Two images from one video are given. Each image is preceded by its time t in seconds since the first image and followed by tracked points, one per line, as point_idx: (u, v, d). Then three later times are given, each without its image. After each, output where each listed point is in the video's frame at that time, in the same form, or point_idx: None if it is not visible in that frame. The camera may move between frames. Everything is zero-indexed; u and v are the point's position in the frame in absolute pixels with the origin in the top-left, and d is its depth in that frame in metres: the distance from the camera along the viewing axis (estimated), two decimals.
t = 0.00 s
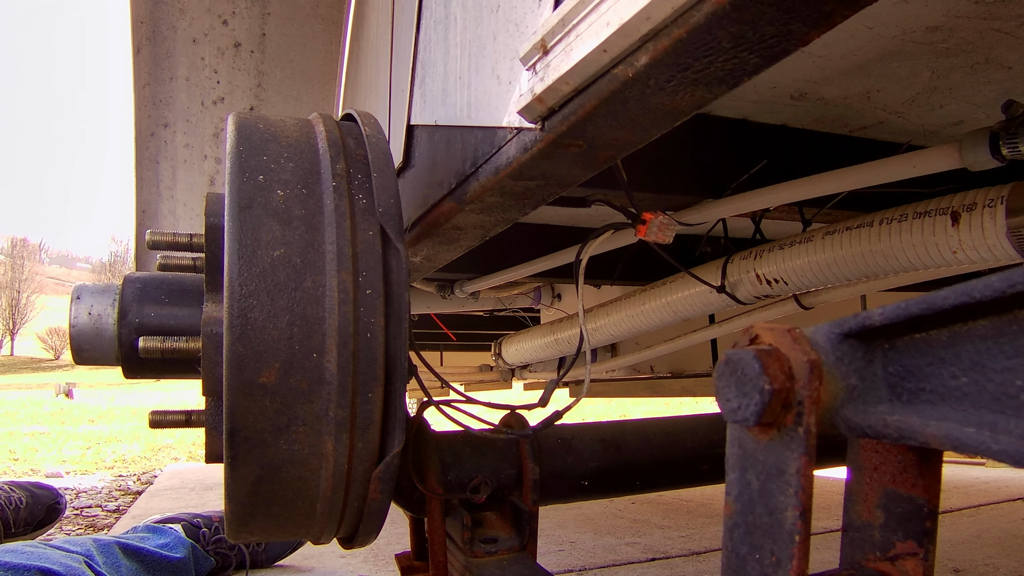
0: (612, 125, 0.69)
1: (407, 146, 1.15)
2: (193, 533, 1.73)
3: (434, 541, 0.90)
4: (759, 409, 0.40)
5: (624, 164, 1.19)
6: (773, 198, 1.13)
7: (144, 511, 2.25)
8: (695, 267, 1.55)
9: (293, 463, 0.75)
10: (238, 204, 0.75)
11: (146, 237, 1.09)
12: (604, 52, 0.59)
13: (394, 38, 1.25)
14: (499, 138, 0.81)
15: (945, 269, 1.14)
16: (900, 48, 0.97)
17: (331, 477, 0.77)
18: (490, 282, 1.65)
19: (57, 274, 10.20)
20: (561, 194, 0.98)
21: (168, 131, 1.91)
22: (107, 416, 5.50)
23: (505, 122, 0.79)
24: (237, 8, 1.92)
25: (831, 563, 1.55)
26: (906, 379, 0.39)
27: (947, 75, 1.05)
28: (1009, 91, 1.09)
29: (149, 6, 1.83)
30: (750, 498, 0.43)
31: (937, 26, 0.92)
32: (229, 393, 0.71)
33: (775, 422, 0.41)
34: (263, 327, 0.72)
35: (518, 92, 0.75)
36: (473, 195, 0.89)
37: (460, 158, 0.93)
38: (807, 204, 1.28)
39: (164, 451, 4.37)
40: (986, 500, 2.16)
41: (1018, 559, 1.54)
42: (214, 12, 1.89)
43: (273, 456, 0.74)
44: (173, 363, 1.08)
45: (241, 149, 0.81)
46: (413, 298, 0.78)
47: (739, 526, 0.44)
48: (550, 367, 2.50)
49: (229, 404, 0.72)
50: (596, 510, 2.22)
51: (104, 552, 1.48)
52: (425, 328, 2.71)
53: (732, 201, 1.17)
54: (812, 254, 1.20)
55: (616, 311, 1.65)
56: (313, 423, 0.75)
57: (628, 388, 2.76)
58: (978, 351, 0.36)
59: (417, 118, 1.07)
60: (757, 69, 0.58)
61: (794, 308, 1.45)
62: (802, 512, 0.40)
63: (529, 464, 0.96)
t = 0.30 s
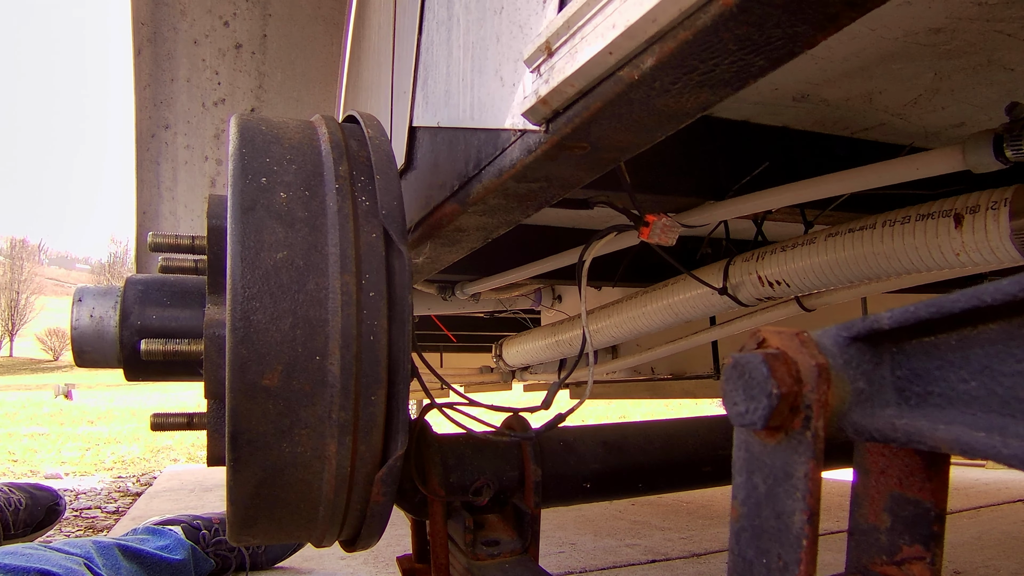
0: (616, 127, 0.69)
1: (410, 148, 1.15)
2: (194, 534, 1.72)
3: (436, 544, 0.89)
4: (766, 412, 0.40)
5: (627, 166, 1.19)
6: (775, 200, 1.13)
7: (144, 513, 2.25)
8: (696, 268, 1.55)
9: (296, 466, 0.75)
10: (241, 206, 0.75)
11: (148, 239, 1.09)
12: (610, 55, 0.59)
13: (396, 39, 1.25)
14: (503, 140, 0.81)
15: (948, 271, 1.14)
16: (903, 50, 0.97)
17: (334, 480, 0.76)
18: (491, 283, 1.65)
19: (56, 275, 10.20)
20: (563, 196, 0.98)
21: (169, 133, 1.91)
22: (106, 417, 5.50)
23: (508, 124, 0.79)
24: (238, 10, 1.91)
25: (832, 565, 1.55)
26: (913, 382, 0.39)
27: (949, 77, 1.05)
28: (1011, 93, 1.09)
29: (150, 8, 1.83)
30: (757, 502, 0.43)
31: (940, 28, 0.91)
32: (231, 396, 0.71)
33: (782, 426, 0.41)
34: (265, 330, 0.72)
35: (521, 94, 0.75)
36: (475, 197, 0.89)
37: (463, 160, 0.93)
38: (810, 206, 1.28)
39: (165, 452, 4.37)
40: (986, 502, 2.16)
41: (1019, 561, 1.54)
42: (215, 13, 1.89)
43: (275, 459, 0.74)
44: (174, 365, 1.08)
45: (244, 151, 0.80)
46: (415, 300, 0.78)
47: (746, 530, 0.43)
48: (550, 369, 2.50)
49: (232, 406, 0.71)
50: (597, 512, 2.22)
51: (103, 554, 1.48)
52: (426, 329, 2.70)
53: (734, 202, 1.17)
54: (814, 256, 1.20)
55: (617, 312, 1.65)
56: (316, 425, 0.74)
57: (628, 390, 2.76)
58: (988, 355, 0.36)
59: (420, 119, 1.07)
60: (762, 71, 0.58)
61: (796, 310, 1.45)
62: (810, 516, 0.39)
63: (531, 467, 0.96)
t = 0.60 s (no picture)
0: (616, 129, 0.69)
1: (410, 149, 1.15)
2: (194, 535, 1.72)
3: (437, 545, 0.89)
4: (766, 414, 0.40)
5: (627, 167, 1.19)
6: (776, 201, 1.13)
7: (144, 514, 2.25)
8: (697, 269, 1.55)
9: (297, 467, 0.75)
10: (241, 207, 0.75)
11: (148, 240, 1.10)
12: (610, 56, 0.59)
13: (396, 40, 1.26)
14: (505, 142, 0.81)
15: (947, 272, 1.14)
16: (903, 51, 0.97)
17: (334, 481, 0.77)
18: (492, 284, 1.65)
19: (56, 276, 10.21)
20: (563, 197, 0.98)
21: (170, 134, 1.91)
22: (106, 418, 5.50)
23: (508, 125, 0.79)
24: (238, 11, 1.91)
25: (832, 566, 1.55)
26: (914, 384, 0.39)
27: (950, 78, 1.05)
28: (1012, 94, 1.09)
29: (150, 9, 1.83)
30: (757, 504, 0.43)
31: (941, 29, 0.91)
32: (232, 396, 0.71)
33: (783, 427, 0.41)
34: (265, 331, 0.72)
35: (522, 95, 0.75)
36: (476, 198, 0.89)
37: (463, 161, 0.92)
38: (810, 207, 1.28)
39: (165, 452, 4.38)
40: (987, 503, 2.16)
41: (1020, 562, 1.54)
42: (216, 14, 1.89)
43: (276, 460, 0.73)
44: (174, 367, 1.09)
45: (244, 152, 0.81)
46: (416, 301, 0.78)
47: (746, 532, 0.43)
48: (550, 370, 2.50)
49: (232, 407, 0.71)
50: (597, 513, 2.22)
51: (104, 555, 1.48)
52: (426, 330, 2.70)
53: (735, 204, 1.17)
54: (815, 257, 1.19)
55: (618, 313, 1.65)
56: (316, 427, 0.74)
57: (628, 391, 2.76)
58: (988, 356, 0.35)
59: (420, 121, 1.07)
60: (762, 73, 0.58)
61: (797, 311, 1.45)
62: (810, 518, 0.39)
63: (532, 468, 0.96)
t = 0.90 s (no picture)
0: (616, 129, 0.69)
1: (411, 149, 1.15)
2: (193, 536, 1.72)
3: (437, 546, 0.89)
4: (766, 416, 0.39)
5: (627, 168, 1.19)
6: (776, 202, 1.13)
7: (144, 514, 2.25)
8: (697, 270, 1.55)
9: (297, 468, 0.75)
10: (241, 207, 0.75)
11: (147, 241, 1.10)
12: (610, 56, 0.59)
13: (396, 41, 1.26)
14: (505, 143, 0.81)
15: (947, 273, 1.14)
16: (903, 52, 0.97)
17: (334, 482, 0.76)
18: (492, 284, 1.65)
19: (56, 276, 10.21)
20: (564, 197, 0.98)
21: (170, 134, 1.91)
22: (106, 419, 5.50)
23: (508, 126, 0.78)
24: (238, 11, 1.91)
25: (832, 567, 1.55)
26: (915, 386, 0.39)
27: (950, 79, 1.05)
28: (1012, 95, 1.09)
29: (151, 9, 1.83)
30: (757, 505, 0.43)
31: (941, 30, 0.91)
32: (231, 397, 0.71)
33: (782, 429, 0.41)
34: (265, 331, 0.72)
35: (522, 96, 0.74)
36: (476, 199, 0.89)
37: (463, 162, 0.92)
38: (810, 208, 1.27)
39: (165, 453, 4.38)
40: (987, 504, 2.16)
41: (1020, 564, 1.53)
42: (216, 15, 1.89)
43: (275, 461, 0.73)
44: (174, 367, 1.08)
45: (244, 152, 0.81)
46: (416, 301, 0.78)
47: (746, 533, 0.43)
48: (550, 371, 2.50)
49: (231, 408, 0.71)
50: (597, 514, 2.22)
51: (103, 556, 1.48)
52: (426, 331, 2.70)
53: (735, 204, 1.17)
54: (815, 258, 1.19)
55: (618, 315, 1.65)
56: (316, 428, 0.74)
57: (628, 392, 2.76)
58: (989, 357, 0.35)
59: (421, 121, 1.07)
60: (762, 73, 0.58)
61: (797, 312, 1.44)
62: (810, 519, 0.39)
63: (531, 468, 0.96)
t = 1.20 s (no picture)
0: (619, 131, 0.69)
1: (412, 150, 1.15)
2: (193, 537, 1.71)
3: (438, 548, 0.89)
4: (770, 419, 0.39)
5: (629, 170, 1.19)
6: (778, 205, 1.12)
7: (144, 515, 2.25)
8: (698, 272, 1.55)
9: (298, 471, 0.75)
10: (243, 209, 0.75)
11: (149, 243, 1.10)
12: (613, 59, 0.59)
13: (398, 42, 1.26)
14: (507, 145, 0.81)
15: (948, 275, 1.14)
16: (905, 53, 0.97)
17: (335, 484, 0.76)
18: (494, 285, 1.65)
19: (56, 276, 10.22)
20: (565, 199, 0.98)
21: (170, 135, 1.91)
22: (106, 420, 5.49)
23: (510, 128, 0.78)
24: (239, 13, 1.91)
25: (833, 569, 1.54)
26: (919, 389, 0.39)
27: (952, 80, 1.05)
28: (1014, 97, 1.09)
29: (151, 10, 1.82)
30: (761, 509, 0.43)
31: (943, 32, 0.91)
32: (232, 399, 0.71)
33: (786, 432, 0.41)
34: (266, 333, 0.72)
35: (524, 98, 0.74)
36: (477, 200, 0.88)
37: (465, 164, 0.92)
38: (812, 210, 1.27)
39: (165, 454, 4.38)
40: (988, 505, 2.15)
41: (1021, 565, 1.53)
42: (217, 16, 1.88)
43: (276, 463, 0.73)
44: (174, 369, 1.08)
45: (245, 153, 0.81)
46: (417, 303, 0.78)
47: (749, 537, 0.43)
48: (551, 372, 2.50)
49: (232, 411, 0.71)
50: (598, 515, 2.22)
51: (102, 557, 1.48)
52: (426, 332, 2.70)
53: (736, 206, 1.17)
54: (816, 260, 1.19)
55: (619, 316, 1.65)
56: (317, 430, 0.74)
57: (628, 393, 2.76)
58: (994, 361, 0.35)
59: (422, 123, 1.07)
60: (765, 75, 0.58)
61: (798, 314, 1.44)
62: (815, 523, 0.39)
63: (532, 471, 0.95)
